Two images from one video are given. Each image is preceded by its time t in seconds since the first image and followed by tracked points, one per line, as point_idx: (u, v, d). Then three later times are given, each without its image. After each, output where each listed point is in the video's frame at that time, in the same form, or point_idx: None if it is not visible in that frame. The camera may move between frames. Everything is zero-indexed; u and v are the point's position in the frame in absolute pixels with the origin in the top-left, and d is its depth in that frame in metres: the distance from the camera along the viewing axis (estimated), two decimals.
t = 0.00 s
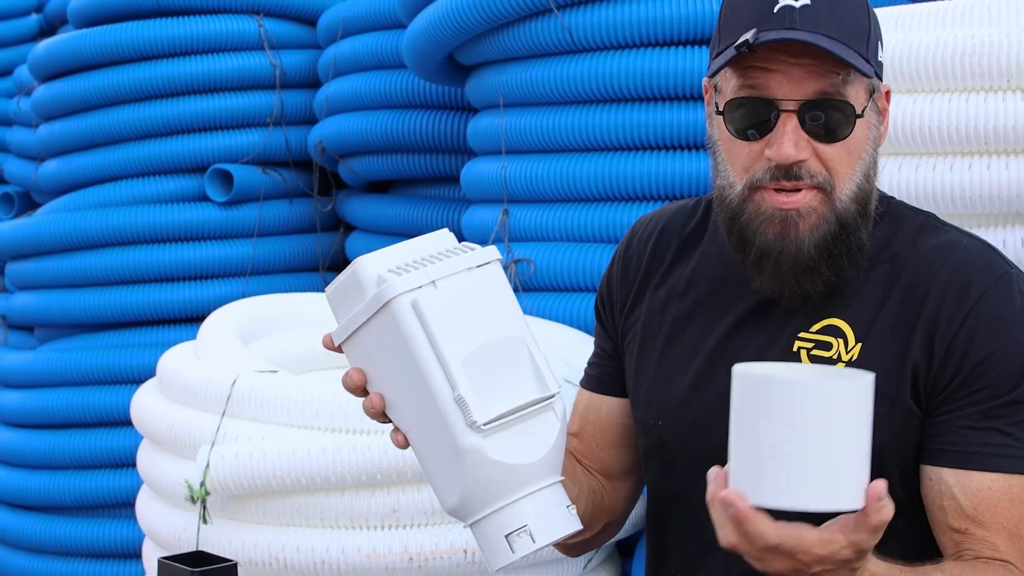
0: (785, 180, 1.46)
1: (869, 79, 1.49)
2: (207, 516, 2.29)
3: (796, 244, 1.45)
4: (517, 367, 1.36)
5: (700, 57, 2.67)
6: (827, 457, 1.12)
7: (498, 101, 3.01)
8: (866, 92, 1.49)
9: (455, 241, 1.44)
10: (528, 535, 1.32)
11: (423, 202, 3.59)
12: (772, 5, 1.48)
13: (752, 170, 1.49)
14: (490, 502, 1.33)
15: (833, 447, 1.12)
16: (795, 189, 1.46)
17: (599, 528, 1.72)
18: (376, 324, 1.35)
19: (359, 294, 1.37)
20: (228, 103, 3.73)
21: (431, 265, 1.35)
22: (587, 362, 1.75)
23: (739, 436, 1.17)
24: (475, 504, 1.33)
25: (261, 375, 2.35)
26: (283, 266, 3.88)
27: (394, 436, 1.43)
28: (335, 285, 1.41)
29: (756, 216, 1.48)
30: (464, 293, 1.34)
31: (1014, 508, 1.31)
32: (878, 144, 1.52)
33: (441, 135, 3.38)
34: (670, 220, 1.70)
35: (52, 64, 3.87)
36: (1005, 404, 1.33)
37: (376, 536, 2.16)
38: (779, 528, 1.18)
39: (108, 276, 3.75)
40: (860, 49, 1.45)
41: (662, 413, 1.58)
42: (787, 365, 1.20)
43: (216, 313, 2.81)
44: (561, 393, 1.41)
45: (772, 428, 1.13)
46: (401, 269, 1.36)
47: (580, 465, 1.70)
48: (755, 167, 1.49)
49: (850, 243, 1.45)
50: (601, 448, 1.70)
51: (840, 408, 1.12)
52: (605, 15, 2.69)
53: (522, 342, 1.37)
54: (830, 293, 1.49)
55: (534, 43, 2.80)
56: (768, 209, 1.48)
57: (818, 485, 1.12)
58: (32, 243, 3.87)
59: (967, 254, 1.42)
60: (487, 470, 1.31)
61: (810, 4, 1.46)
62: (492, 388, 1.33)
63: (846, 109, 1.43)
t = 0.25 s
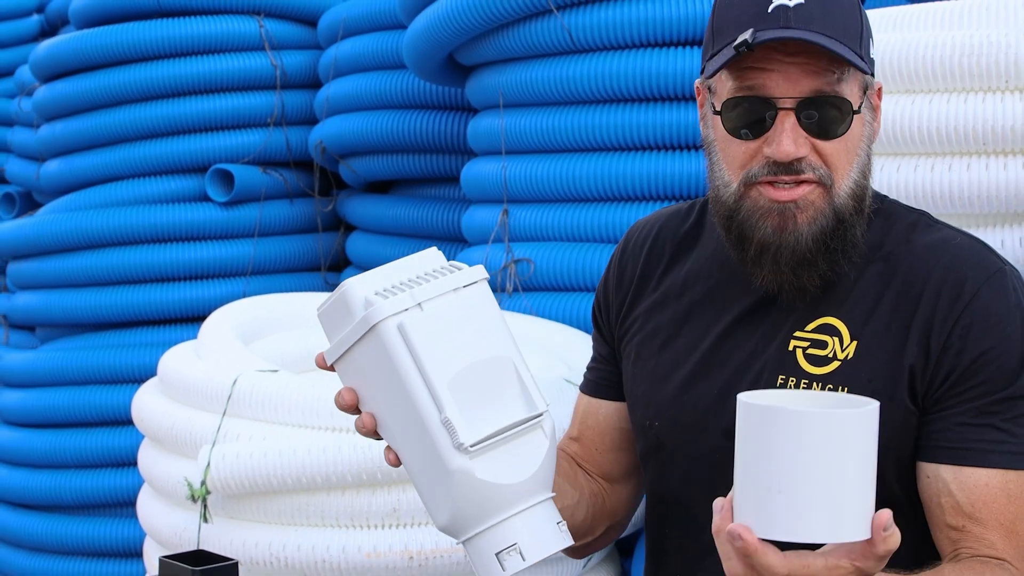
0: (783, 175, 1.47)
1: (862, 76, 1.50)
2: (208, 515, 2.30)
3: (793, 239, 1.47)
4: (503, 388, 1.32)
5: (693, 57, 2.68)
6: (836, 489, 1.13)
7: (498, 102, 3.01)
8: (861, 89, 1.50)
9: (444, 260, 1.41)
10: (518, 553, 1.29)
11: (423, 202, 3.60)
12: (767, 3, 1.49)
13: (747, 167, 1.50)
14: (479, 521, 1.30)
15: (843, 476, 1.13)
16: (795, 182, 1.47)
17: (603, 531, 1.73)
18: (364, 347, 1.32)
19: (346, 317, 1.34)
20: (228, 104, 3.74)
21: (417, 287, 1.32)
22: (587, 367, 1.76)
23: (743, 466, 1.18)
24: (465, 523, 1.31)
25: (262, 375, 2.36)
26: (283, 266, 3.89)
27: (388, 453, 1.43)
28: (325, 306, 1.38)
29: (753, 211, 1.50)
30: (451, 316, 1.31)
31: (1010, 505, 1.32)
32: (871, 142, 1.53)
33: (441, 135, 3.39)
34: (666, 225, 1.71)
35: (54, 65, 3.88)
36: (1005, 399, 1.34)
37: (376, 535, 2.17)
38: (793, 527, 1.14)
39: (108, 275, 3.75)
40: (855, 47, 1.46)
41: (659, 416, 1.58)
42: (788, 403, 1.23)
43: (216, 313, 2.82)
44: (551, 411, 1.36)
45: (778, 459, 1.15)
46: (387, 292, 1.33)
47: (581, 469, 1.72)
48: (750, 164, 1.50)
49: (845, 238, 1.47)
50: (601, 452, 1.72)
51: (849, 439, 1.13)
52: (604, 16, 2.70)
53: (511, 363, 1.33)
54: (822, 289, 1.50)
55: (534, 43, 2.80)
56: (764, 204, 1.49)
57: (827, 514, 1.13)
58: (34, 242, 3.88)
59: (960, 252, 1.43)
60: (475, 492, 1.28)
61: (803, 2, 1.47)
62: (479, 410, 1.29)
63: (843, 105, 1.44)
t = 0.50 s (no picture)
0: (777, 170, 1.47)
1: (859, 74, 1.50)
2: (209, 515, 2.31)
3: (784, 238, 1.48)
4: (501, 387, 1.33)
5: (691, 58, 2.69)
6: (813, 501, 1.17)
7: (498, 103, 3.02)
8: (858, 88, 1.50)
9: (442, 259, 1.42)
10: (515, 552, 1.30)
11: (424, 202, 3.61)
12: None
13: (742, 162, 1.51)
14: (477, 520, 1.31)
15: (821, 488, 1.17)
16: (789, 177, 1.48)
17: (600, 530, 1.74)
18: (363, 346, 1.33)
19: (345, 316, 1.35)
20: (229, 104, 3.75)
21: (415, 286, 1.32)
22: (586, 366, 1.77)
23: (726, 476, 1.22)
24: (463, 521, 1.32)
25: (262, 374, 2.36)
26: (283, 266, 3.89)
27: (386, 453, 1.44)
28: (324, 304, 1.39)
29: (746, 209, 1.51)
30: (449, 316, 1.31)
31: (1007, 506, 1.33)
32: (866, 142, 1.52)
33: (441, 135, 3.40)
34: (665, 225, 1.72)
35: (55, 65, 3.89)
36: (1002, 399, 1.35)
37: (377, 535, 2.18)
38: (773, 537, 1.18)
39: (109, 275, 3.76)
40: (851, 46, 1.47)
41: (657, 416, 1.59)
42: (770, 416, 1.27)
43: (217, 313, 2.83)
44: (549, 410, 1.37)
45: (756, 472, 1.18)
46: (386, 291, 1.34)
47: (579, 468, 1.72)
48: (745, 159, 1.51)
49: (838, 237, 1.47)
50: (600, 452, 1.72)
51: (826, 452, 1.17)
52: (603, 17, 2.70)
53: (508, 362, 1.34)
54: (818, 287, 1.51)
55: (534, 44, 2.81)
56: (758, 203, 1.50)
57: (804, 525, 1.17)
58: (35, 243, 3.89)
59: (957, 253, 1.44)
60: (473, 491, 1.29)
61: None
62: (477, 410, 1.30)
63: (837, 102, 1.44)
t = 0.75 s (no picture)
0: (761, 165, 1.48)
1: (856, 77, 1.52)
2: (210, 514, 2.32)
3: (768, 235, 1.49)
4: (498, 387, 1.33)
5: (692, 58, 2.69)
6: (837, 476, 1.11)
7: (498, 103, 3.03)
8: (853, 88, 1.51)
9: (441, 258, 1.42)
10: (510, 551, 1.30)
11: (424, 203, 3.61)
12: None
13: (730, 155, 1.52)
14: (472, 518, 1.31)
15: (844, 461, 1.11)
16: (772, 171, 1.49)
17: (600, 528, 1.74)
18: (361, 344, 1.34)
19: (344, 315, 1.35)
20: (230, 105, 3.75)
21: (413, 286, 1.33)
22: (586, 366, 1.78)
23: (742, 451, 1.15)
24: (459, 520, 1.32)
25: (263, 374, 2.37)
26: (284, 266, 3.90)
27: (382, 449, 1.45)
28: (324, 303, 1.39)
29: (734, 204, 1.52)
30: (447, 316, 1.32)
31: (1012, 503, 1.33)
32: (860, 142, 1.54)
33: (442, 136, 3.40)
34: (664, 224, 1.73)
35: (57, 65, 3.89)
36: (1004, 399, 1.35)
37: (377, 534, 2.18)
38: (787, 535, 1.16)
39: (111, 275, 3.77)
40: (845, 45, 1.48)
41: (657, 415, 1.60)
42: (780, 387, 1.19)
43: (218, 313, 2.83)
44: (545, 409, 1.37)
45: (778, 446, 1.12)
46: (384, 290, 1.34)
47: (580, 465, 1.73)
48: (732, 153, 1.52)
49: (826, 236, 1.47)
50: (600, 449, 1.73)
51: (847, 423, 1.11)
52: (603, 18, 2.71)
53: (505, 362, 1.34)
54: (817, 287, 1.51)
55: (534, 45, 2.82)
56: (746, 200, 1.51)
57: (830, 501, 1.11)
58: (37, 243, 3.90)
59: (958, 254, 1.44)
60: (469, 492, 1.30)
61: None
62: (473, 409, 1.31)
63: (826, 100, 1.47)
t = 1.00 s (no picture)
0: (753, 168, 1.50)
1: (854, 81, 1.52)
2: (211, 513, 2.33)
3: (762, 234, 1.49)
4: (498, 389, 1.33)
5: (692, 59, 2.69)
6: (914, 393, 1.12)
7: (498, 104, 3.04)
8: (847, 92, 1.51)
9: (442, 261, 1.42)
10: (511, 551, 1.30)
11: (425, 203, 3.62)
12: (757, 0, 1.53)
13: (724, 158, 1.53)
14: (472, 519, 1.31)
15: (922, 378, 1.12)
16: (763, 176, 1.50)
17: (603, 529, 1.75)
18: (362, 347, 1.34)
19: (344, 318, 1.35)
20: (231, 106, 3.76)
21: (413, 288, 1.33)
22: (589, 367, 1.79)
23: (820, 375, 1.16)
24: (460, 521, 1.32)
25: (264, 374, 2.38)
26: (285, 266, 3.91)
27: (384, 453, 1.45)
28: (324, 306, 1.40)
29: (724, 204, 1.52)
30: (447, 318, 1.32)
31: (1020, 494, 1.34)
32: (858, 145, 1.54)
33: (442, 136, 3.41)
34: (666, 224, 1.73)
35: (59, 66, 3.90)
36: (1009, 390, 1.36)
37: (378, 533, 2.19)
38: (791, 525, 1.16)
39: (113, 275, 3.78)
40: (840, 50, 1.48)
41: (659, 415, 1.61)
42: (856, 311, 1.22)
43: (220, 313, 2.84)
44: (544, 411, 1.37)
45: (860, 365, 1.13)
46: (384, 293, 1.35)
47: (583, 466, 1.74)
48: (727, 155, 1.53)
49: (814, 240, 1.48)
50: (604, 450, 1.74)
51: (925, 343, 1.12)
52: (603, 19, 2.72)
53: (504, 363, 1.34)
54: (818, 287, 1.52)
55: (534, 46, 2.83)
56: (739, 201, 1.51)
57: (907, 416, 1.12)
58: (39, 243, 3.90)
59: (958, 250, 1.45)
60: (468, 493, 1.30)
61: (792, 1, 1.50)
62: (474, 410, 1.31)
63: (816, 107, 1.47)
